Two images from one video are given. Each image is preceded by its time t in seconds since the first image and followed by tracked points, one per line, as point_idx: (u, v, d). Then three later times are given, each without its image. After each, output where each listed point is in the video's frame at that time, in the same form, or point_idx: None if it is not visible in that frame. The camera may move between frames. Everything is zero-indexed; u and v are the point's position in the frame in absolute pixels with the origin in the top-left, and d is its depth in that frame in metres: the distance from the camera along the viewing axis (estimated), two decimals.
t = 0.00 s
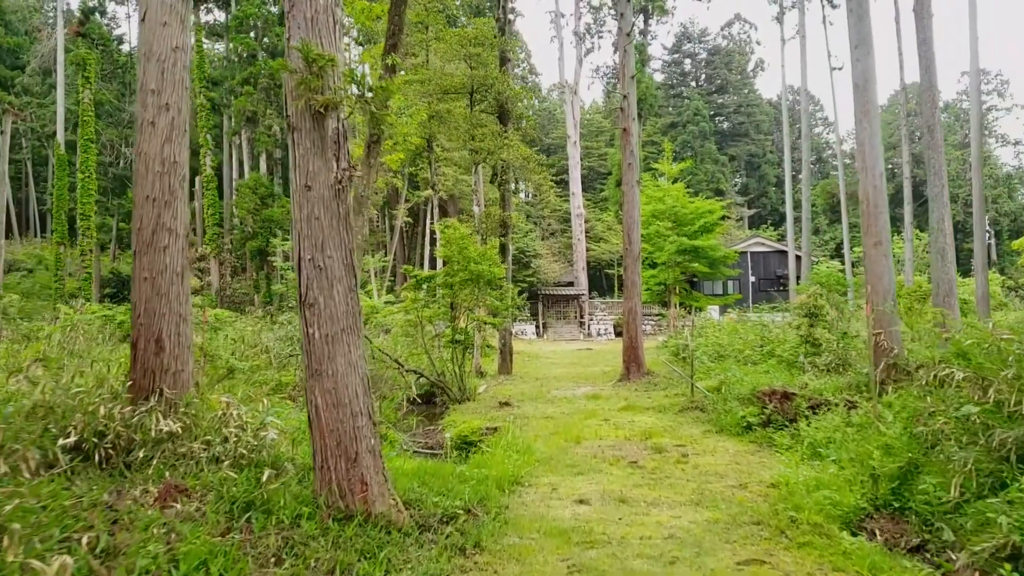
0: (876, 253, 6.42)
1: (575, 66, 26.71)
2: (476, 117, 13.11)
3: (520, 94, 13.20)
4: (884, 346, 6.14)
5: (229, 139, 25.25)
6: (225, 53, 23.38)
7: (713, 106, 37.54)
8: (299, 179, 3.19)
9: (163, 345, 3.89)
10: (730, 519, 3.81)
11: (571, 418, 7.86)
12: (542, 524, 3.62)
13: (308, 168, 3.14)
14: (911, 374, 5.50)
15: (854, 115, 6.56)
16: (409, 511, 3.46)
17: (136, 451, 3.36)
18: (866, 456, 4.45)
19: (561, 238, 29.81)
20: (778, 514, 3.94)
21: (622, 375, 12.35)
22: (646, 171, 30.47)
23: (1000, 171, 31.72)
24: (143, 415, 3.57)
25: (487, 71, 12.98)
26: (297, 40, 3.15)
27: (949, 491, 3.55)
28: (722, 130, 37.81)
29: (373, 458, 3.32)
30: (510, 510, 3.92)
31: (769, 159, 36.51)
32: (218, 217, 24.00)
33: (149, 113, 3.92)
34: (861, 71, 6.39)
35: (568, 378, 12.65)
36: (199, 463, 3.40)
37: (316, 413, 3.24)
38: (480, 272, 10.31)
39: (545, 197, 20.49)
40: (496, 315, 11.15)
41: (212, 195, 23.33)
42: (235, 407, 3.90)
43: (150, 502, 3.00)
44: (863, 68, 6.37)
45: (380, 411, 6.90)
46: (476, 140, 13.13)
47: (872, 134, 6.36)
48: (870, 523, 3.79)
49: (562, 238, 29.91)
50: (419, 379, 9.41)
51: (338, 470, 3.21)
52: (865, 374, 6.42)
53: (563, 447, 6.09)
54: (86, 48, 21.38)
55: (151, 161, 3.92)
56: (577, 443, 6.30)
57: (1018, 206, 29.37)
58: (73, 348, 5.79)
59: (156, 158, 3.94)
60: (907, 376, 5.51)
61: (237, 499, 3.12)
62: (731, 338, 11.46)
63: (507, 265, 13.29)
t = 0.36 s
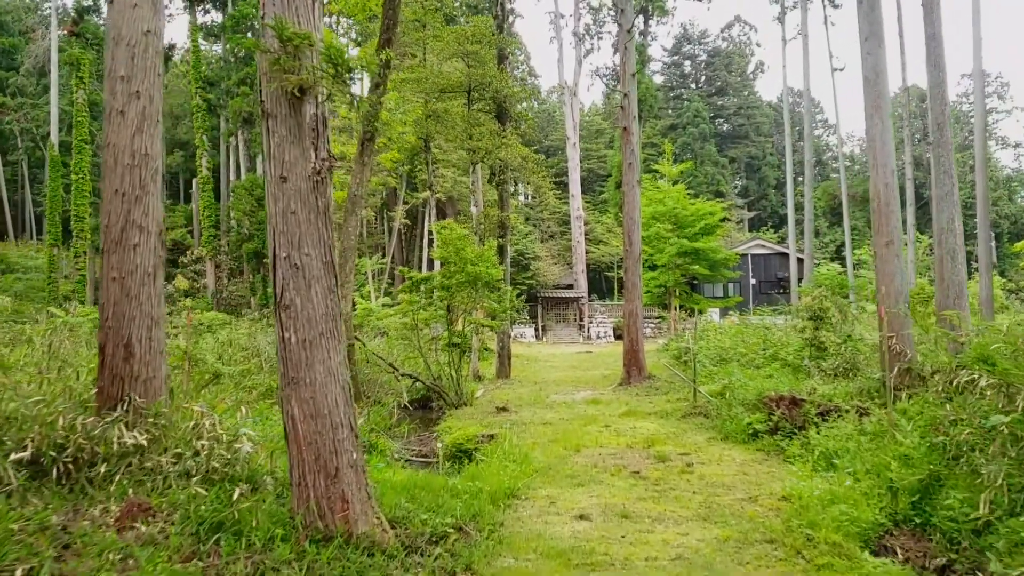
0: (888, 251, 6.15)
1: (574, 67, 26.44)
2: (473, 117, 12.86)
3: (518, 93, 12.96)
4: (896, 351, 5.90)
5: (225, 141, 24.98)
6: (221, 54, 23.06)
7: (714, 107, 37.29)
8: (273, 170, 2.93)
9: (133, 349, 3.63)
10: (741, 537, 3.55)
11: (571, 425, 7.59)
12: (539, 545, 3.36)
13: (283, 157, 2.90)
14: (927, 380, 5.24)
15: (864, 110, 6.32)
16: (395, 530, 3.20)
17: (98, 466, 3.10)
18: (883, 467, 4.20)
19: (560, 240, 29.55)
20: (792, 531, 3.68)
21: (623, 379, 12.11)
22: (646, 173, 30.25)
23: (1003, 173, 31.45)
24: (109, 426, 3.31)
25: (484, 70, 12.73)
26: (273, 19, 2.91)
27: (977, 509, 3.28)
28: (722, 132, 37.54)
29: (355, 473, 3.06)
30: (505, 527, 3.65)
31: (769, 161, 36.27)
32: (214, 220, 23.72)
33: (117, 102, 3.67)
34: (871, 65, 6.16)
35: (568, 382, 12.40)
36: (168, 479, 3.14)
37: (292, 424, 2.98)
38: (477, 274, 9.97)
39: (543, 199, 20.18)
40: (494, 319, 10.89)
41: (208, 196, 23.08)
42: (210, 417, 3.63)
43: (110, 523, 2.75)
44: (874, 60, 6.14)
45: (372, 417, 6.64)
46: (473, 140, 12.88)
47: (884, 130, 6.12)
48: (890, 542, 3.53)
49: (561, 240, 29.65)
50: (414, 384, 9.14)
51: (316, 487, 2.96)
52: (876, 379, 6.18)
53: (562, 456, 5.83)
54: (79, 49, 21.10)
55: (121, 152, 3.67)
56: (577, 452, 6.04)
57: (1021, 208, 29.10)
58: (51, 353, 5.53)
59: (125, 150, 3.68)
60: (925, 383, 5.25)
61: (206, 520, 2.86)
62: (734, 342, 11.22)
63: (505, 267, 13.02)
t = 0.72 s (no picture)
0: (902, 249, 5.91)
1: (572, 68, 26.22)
2: (470, 115, 12.61)
3: (516, 90, 12.70)
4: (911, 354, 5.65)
5: (220, 141, 24.69)
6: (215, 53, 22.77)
7: (713, 109, 37.11)
8: (246, 151, 2.68)
9: (98, 350, 3.36)
10: (756, 555, 3.28)
11: (569, 430, 7.32)
12: (538, 562, 3.10)
13: (256, 137, 2.64)
14: (945, 385, 4.99)
15: (876, 102, 6.08)
16: (379, 548, 2.93)
17: (55, 478, 2.84)
18: (903, 477, 3.94)
19: (559, 243, 29.30)
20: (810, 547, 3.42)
21: (623, 383, 11.85)
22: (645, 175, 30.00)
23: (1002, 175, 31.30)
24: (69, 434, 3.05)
25: (482, 68, 12.47)
26: None
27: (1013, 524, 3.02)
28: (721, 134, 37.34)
29: (335, 486, 2.79)
30: (500, 543, 3.38)
31: (769, 163, 36.09)
32: (208, 221, 23.42)
33: (83, 84, 3.42)
34: (884, 55, 5.92)
35: (566, 386, 12.14)
36: (131, 492, 2.87)
37: (266, 431, 2.71)
38: (473, 275, 9.64)
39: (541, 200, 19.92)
40: (491, 321, 10.62)
41: (202, 198, 22.79)
42: (181, 423, 3.35)
43: (62, 542, 2.48)
44: (887, 50, 5.90)
45: (362, 422, 6.37)
46: (470, 138, 12.62)
47: (897, 123, 5.87)
48: (917, 558, 3.26)
49: (559, 243, 29.40)
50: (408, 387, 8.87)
51: (292, 501, 2.69)
52: (888, 383, 5.92)
53: (562, 463, 5.57)
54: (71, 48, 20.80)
55: (86, 138, 3.41)
56: (576, 459, 5.77)
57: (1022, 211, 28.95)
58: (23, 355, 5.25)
59: (91, 135, 3.43)
60: (942, 387, 5.00)
61: (169, 538, 2.59)
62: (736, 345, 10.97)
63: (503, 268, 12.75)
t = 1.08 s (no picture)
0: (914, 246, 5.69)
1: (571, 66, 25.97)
2: (467, 110, 12.35)
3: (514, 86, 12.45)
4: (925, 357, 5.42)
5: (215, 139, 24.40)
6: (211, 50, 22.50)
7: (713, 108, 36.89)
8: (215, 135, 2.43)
9: (62, 353, 3.11)
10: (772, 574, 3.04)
11: (568, 434, 7.06)
12: None
13: (225, 119, 2.40)
14: (962, 388, 4.77)
15: (888, 94, 5.85)
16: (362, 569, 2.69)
17: (9, 494, 2.60)
18: (925, 487, 3.71)
19: (557, 242, 29.05)
20: (829, 566, 3.18)
21: (623, 384, 11.61)
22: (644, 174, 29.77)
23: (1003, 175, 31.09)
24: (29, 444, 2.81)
25: (479, 62, 12.22)
26: None
27: None
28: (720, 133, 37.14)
29: (313, 501, 2.55)
30: (495, 560, 3.15)
31: (769, 162, 35.87)
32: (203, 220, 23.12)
33: (46, 67, 3.19)
34: (896, 44, 5.70)
35: (565, 387, 11.89)
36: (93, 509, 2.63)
37: (237, 443, 2.46)
38: (470, 274, 9.40)
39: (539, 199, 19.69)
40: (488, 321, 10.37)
41: (197, 196, 22.50)
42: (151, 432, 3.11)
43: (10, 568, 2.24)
44: (899, 39, 5.68)
45: (353, 426, 6.13)
46: (467, 134, 12.36)
47: (910, 115, 5.65)
48: None
49: (558, 242, 29.16)
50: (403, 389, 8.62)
51: (266, 518, 2.45)
52: (900, 385, 5.69)
53: (561, 470, 5.33)
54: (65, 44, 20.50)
55: (49, 123, 3.18)
56: (576, 465, 5.52)
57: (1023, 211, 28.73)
58: None
59: (55, 121, 3.19)
60: (959, 391, 4.78)
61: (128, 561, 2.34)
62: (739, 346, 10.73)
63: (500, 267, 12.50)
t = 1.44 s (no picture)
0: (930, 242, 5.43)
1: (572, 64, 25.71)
2: (465, 106, 12.08)
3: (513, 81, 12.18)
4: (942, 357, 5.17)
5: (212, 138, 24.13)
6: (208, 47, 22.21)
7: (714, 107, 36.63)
8: (173, 111, 2.18)
9: (13, 355, 2.85)
10: None
11: (568, 438, 6.79)
12: None
13: (184, 92, 2.15)
14: (984, 392, 4.51)
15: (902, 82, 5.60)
16: None
17: None
18: (950, 498, 3.46)
19: (558, 242, 28.77)
20: None
21: (625, 385, 11.34)
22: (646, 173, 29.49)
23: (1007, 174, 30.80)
24: None
25: (477, 58, 11.96)
26: None
27: None
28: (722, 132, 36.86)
29: (282, 517, 2.30)
30: None
31: (771, 162, 35.59)
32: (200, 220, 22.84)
33: None
34: (912, 31, 5.44)
35: (566, 389, 11.62)
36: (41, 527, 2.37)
37: (198, 453, 2.20)
38: (467, 272, 9.12)
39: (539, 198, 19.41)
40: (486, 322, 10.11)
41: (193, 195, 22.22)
42: (112, 441, 2.85)
43: None
44: (915, 25, 5.42)
45: (343, 431, 5.86)
46: (465, 130, 12.09)
47: (925, 104, 5.40)
48: None
49: (559, 242, 28.88)
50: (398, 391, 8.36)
51: (230, 537, 2.19)
52: (916, 388, 5.43)
53: (560, 477, 5.07)
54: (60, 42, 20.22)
55: None
56: (576, 472, 5.25)
57: None
58: None
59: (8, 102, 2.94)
60: (980, 394, 4.52)
61: None
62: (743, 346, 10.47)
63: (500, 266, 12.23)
